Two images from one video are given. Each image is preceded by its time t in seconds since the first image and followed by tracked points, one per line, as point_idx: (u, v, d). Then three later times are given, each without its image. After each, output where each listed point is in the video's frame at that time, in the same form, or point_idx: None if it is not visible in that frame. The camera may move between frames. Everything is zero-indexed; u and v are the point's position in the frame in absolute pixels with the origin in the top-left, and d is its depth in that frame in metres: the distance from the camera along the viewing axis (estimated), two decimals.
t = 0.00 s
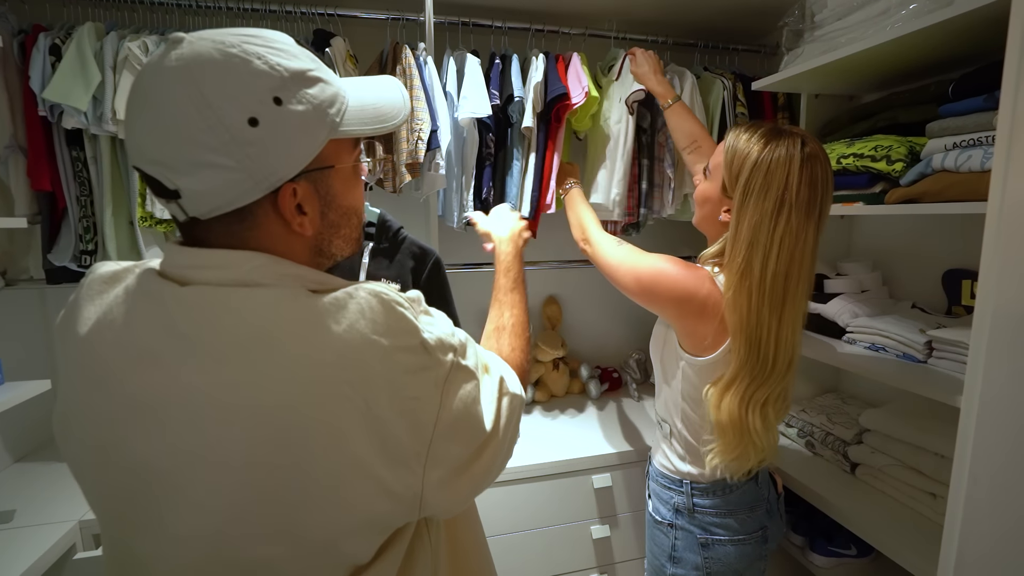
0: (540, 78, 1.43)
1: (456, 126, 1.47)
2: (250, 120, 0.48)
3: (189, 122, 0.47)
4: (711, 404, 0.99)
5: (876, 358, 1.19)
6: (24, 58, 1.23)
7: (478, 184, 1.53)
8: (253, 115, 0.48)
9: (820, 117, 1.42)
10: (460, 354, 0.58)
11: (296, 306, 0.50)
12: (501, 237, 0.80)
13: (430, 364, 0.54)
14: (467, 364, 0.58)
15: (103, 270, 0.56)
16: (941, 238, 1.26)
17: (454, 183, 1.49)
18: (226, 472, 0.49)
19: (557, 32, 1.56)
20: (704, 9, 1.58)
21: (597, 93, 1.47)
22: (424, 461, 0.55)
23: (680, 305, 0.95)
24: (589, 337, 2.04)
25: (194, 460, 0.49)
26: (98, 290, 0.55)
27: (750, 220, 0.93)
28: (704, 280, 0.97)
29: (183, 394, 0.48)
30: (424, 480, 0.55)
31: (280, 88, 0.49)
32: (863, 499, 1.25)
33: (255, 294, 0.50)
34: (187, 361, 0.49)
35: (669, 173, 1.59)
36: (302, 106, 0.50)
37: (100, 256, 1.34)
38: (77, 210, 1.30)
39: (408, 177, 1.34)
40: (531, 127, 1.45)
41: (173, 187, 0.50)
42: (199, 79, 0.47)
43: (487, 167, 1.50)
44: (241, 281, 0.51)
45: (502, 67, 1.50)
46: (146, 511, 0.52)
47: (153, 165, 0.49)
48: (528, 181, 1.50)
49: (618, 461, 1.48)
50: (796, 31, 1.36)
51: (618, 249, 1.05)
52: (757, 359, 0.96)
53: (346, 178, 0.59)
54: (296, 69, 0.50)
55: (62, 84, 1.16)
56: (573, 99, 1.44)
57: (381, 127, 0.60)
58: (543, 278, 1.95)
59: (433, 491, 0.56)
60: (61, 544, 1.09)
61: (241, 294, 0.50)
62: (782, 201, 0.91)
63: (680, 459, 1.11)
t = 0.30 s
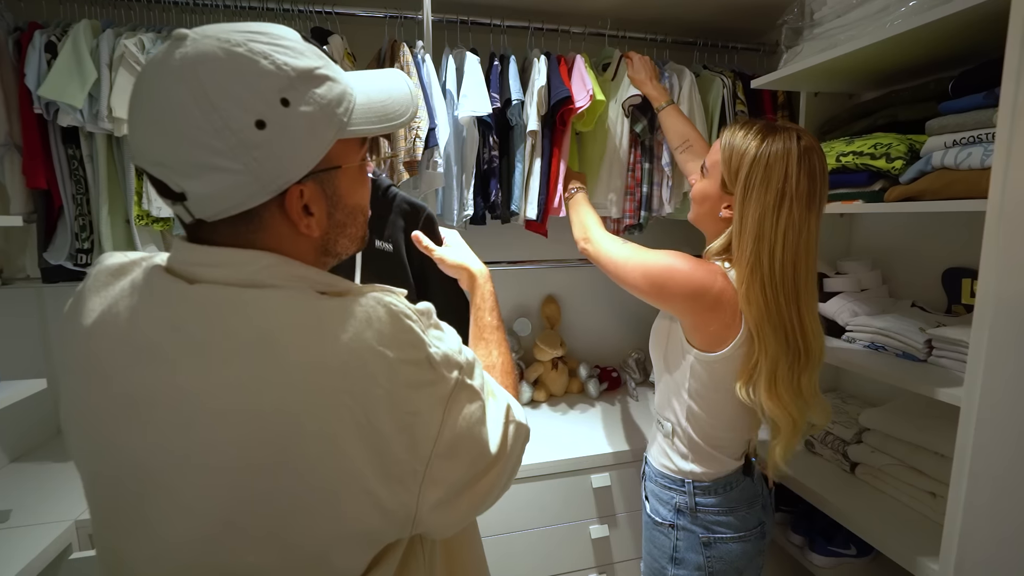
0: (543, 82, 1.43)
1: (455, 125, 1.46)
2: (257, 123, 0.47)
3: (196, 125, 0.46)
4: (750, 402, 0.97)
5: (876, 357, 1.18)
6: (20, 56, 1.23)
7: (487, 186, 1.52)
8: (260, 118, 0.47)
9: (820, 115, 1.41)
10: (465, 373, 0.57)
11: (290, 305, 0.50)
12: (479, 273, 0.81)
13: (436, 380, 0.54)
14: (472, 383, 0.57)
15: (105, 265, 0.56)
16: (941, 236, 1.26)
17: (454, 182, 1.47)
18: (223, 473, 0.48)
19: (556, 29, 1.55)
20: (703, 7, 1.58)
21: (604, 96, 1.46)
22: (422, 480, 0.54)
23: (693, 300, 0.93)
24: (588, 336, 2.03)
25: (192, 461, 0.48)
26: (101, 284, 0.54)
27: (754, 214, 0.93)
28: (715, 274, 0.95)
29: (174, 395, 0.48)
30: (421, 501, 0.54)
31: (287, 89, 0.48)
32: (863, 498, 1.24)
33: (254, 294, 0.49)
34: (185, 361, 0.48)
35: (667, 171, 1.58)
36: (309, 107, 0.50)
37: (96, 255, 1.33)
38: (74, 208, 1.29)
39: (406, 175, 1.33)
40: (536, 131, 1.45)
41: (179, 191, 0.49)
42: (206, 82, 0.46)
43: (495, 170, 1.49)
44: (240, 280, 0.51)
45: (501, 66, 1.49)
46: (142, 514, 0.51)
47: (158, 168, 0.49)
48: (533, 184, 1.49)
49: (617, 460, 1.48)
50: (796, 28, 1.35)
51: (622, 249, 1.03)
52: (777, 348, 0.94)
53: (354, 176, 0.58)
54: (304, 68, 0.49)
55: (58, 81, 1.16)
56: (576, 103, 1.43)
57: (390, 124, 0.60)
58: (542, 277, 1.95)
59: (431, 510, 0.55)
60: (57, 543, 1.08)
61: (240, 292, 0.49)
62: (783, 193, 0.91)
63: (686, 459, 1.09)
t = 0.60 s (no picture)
0: (539, 90, 1.43)
1: (453, 128, 1.46)
2: (322, 149, 0.47)
3: (266, 158, 0.45)
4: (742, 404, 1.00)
5: (873, 360, 1.18)
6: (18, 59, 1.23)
7: (484, 190, 1.53)
8: (324, 143, 0.47)
9: (817, 117, 1.41)
10: (479, 379, 0.57)
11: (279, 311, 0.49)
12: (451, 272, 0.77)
13: (450, 387, 0.54)
14: (484, 389, 0.57)
15: (124, 264, 0.58)
16: (938, 239, 1.26)
17: (454, 187, 1.46)
18: (228, 479, 0.48)
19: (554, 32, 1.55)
20: (701, 9, 1.58)
21: (604, 103, 1.47)
22: (434, 488, 0.53)
23: (707, 303, 0.94)
24: (586, 338, 2.03)
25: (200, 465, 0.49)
26: (123, 281, 0.56)
27: (786, 219, 0.94)
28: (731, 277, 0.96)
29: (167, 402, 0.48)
30: (433, 508, 0.53)
31: (338, 109, 0.48)
32: (861, 501, 1.24)
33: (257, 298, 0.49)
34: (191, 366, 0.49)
35: (664, 175, 1.57)
36: (354, 123, 0.50)
37: (94, 257, 1.33)
38: (71, 211, 1.29)
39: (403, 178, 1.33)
40: (535, 138, 1.45)
41: (245, 225, 0.48)
42: (268, 115, 0.44)
43: (492, 174, 1.50)
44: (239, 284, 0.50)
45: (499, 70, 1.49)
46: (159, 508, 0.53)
47: (215, 205, 0.47)
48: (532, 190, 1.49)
49: (615, 462, 1.48)
50: (793, 31, 1.35)
51: (628, 254, 1.02)
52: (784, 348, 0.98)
53: (372, 178, 0.59)
54: (342, 86, 0.49)
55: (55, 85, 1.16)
56: (576, 111, 1.44)
57: (397, 122, 0.61)
58: (540, 279, 1.95)
59: (441, 518, 0.54)
60: (55, 546, 1.09)
61: (243, 298, 0.49)
62: (811, 199, 0.95)
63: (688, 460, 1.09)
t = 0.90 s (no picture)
0: (538, 95, 1.45)
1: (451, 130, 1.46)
2: (375, 165, 0.49)
3: (327, 177, 0.47)
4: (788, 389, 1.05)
5: (869, 362, 1.19)
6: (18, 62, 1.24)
7: (478, 188, 1.52)
8: (377, 160, 0.49)
9: (814, 120, 1.41)
10: (510, 382, 0.58)
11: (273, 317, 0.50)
12: (450, 288, 0.78)
13: (480, 391, 0.54)
14: (514, 393, 0.58)
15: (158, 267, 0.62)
16: (934, 242, 1.26)
17: (450, 187, 1.47)
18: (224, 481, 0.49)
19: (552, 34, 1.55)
20: (699, 12, 1.58)
21: (605, 103, 1.47)
22: (463, 490, 0.54)
23: (744, 310, 0.97)
24: (585, 339, 2.04)
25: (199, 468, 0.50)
26: (158, 286, 0.60)
27: (801, 216, 1.05)
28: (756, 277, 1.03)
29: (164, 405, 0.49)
30: (462, 511, 0.54)
31: (387, 125, 0.50)
32: (857, 502, 1.25)
33: (277, 300, 0.51)
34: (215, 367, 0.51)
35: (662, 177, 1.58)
36: (399, 136, 0.52)
37: (95, 259, 1.34)
38: (72, 213, 1.30)
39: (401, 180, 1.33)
40: (535, 141, 1.48)
41: (305, 242, 0.50)
42: (327, 137, 0.46)
43: (486, 173, 1.49)
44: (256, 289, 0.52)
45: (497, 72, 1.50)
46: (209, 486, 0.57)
47: (277, 224, 0.49)
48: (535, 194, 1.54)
49: (613, 463, 1.49)
50: (791, 34, 1.36)
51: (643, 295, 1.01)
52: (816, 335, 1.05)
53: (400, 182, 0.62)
54: (387, 101, 0.51)
55: (56, 88, 1.16)
56: (573, 114, 1.45)
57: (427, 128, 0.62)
58: (539, 280, 1.95)
59: (469, 520, 0.55)
60: (56, 546, 1.10)
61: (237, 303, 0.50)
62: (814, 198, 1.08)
63: (704, 464, 1.09)
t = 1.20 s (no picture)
0: (549, 96, 1.45)
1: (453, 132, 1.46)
2: (430, 171, 0.56)
3: (394, 181, 0.53)
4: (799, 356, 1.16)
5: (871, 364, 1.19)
6: (24, 66, 1.24)
7: (482, 189, 1.52)
8: (432, 166, 0.56)
9: (817, 121, 1.41)
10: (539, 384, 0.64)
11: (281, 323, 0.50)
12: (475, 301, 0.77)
13: (510, 391, 0.60)
14: (541, 396, 0.63)
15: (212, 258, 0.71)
16: (937, 244, 1.26)
17: (451, 187, 1.45)
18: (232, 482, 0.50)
19: (555, 36, 1.55)
20: (703, 13, 1.58)
21: (620, 104, 1.47)
22: (486, 482, 0.59)
23: (780, 318, 0.99)
24: (587, 340, 2.04)
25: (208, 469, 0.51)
26: (212, 276, 0.70)
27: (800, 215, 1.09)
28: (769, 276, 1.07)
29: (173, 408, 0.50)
30: (484, 502, 0.60)
31: (440, 135, 0.57)
32: (859, 503, 1.25)
33: (327, 291, 0.56)
34: (267, 353, 0.57)
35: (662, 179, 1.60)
36: (447, 144, 0.59)
37: (99, 261, 1.35)
38: (77, 215, 1.31)
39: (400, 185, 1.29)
40: (545, 142, 1.49)
41: (366, 240, 0.56)
42: (394, 145, 0.52)
43: (490, 174, 1.48)
44: (307, 280, 0.57)
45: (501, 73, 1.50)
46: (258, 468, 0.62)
47: (345, 225, 0.54)
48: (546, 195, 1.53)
49: (615, 465, 1.48)
50: (794, 36, 1.36)
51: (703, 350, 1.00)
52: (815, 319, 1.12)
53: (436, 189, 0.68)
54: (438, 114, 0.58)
55: (61, 91, 1.17)
56: (586, 116, 1.46)
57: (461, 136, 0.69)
58: (541, 281, 1.95)
59: (490, 512, 0.60)
60: (61, 546, 1.10)
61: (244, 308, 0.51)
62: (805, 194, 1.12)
63: (723, 466, 1.08)
